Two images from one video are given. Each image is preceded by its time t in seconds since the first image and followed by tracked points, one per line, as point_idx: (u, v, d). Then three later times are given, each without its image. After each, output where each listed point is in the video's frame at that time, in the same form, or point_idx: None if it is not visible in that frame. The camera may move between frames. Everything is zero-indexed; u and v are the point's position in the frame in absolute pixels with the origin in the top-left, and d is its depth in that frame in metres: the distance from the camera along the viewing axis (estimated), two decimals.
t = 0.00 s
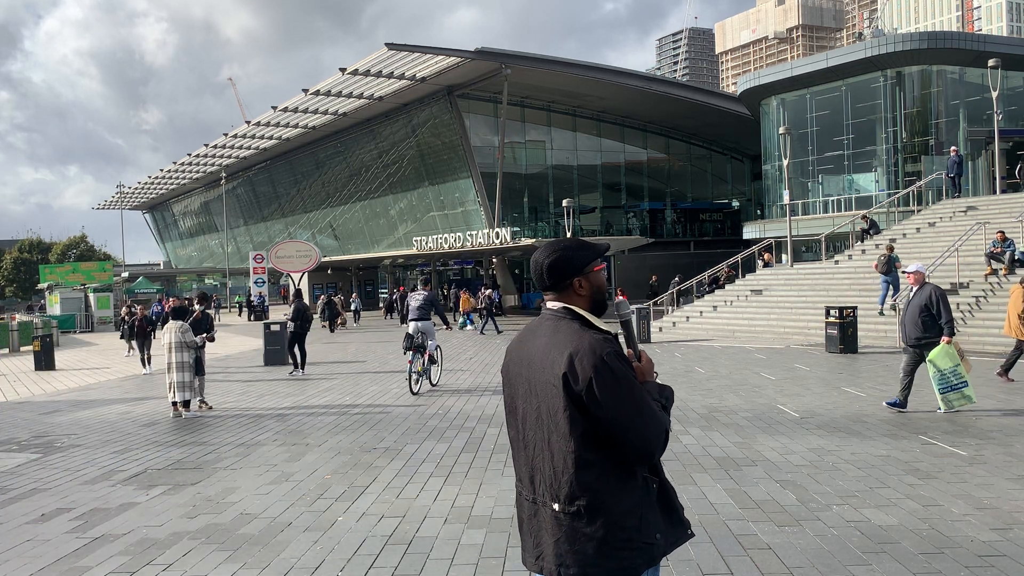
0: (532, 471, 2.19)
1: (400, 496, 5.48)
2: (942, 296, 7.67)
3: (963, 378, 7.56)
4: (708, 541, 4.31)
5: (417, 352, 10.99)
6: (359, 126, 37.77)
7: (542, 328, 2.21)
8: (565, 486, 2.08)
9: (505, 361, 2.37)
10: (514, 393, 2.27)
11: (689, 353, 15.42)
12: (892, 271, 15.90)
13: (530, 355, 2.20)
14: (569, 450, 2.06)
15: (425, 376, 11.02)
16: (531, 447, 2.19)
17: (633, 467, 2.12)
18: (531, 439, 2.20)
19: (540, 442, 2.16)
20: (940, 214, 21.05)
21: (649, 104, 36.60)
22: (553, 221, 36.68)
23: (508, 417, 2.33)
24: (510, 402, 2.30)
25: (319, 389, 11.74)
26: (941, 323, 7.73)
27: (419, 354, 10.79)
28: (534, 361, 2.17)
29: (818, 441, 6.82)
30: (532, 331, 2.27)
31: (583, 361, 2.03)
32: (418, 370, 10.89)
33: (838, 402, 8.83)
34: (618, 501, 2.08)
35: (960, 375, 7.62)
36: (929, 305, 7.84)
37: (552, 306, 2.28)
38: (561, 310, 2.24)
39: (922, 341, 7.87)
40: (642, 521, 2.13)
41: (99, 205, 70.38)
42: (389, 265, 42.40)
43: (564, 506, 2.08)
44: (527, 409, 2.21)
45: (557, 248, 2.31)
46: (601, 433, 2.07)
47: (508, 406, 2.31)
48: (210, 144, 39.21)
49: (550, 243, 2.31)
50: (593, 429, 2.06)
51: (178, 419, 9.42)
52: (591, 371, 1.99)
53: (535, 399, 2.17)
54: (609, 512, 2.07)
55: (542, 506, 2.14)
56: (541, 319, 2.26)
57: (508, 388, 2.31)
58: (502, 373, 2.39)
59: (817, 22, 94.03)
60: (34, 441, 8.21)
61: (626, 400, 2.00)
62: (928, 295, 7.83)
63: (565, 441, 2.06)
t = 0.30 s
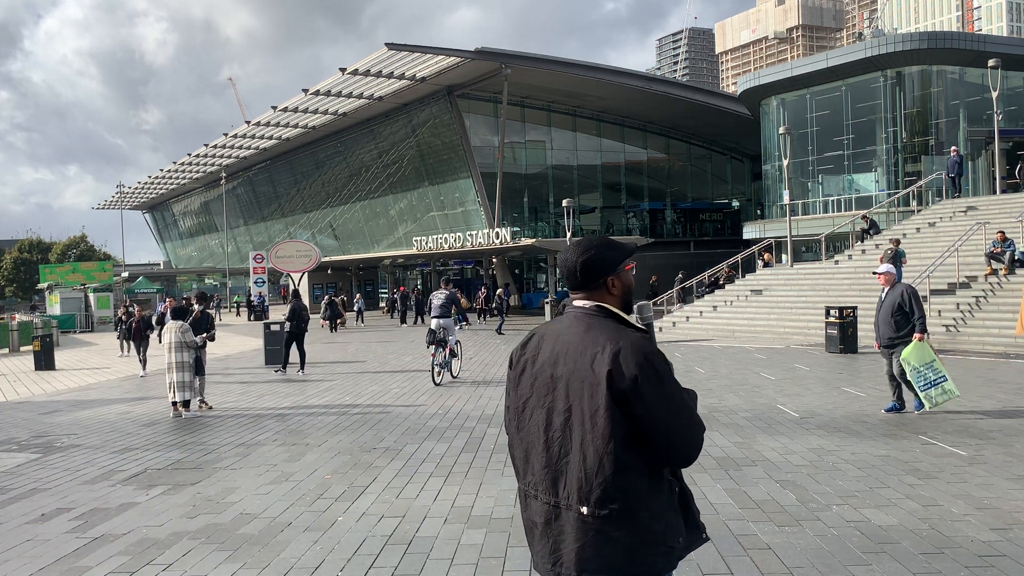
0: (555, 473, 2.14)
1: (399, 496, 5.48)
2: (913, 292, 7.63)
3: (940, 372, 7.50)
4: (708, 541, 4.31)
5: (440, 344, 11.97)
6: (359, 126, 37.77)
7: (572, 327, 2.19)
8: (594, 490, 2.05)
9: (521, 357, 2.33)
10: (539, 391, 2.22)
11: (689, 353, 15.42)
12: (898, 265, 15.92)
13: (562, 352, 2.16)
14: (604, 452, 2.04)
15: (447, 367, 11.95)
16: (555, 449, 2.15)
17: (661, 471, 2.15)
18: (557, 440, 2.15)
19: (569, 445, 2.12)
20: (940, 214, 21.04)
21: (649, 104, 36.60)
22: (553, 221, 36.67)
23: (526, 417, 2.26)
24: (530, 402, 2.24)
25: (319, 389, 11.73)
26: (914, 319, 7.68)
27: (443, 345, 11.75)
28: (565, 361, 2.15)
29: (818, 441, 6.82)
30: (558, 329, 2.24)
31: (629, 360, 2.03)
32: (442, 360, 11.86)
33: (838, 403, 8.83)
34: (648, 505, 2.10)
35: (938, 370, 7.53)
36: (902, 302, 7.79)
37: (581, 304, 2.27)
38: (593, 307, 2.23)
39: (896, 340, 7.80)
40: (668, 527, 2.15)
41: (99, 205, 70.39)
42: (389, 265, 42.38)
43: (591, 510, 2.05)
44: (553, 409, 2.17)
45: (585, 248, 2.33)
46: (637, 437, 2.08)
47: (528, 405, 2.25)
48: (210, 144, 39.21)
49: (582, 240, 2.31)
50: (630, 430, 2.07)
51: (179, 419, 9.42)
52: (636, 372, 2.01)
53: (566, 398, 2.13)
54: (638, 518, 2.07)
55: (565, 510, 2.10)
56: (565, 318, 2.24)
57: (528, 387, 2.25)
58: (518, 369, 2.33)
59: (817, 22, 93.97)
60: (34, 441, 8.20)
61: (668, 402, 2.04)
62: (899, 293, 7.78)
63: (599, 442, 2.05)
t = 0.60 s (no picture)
0: (581, 477, 2.11)
1: (399, 496, 5.48)
2: (890, 298, 7.51)
3: (914, 380, 7.44)
4: (708, 542, 4.31)
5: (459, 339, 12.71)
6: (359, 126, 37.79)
7: (611, 326, 2.17)
8: (631, 494, 2.07)
9: (542, 354, 2.24)
10: (568, 390, 2.17)
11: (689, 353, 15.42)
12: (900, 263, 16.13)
13: (602, 350, 2.14)
14: (646, 455, 2.09)
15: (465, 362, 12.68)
16: (585, 450, 2.12)
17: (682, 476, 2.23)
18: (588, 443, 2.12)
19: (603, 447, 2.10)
20: (940, 214, 21.04)
21: (649, 104, 36.61)
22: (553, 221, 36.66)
23: (548, 417, 2.20)
24: (556, 401, 2.18)
25: (319, 389, 11.73)
26: (888, 325, 7.55)
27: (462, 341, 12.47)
28: (605, 362, 2.12)
29: (818, 441, 6.82)
30: (590, 327, 2.20)
31: (679, 366, 2.12)
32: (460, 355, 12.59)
33: (837, 403, 8.83)
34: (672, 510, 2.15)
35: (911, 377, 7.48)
36: (878, 307, 7.66)
37: (611, 302, 2.28)
38: (627, 306, 2.25)
39: (871, 345, 7.67)
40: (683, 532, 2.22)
41: (99, 205, 70.37)
42: (389, 265, 42.39)
43: (625, 513, 2.07)
44: (586, 409, 2.14)
45: (614, 249, 2.36)
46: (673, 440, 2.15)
47: (553, 405, 2.19)
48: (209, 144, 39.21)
49: (619, 240, 2.34)
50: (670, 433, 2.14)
51: (178, 419, 9.42)
52: (687, 376, 2.10)
53: (605, 398, 2.11)
54: (665, 523, 2.12)
55: (593, 515, 2.07)
56: (597, 316, 2.21)
57: (554, 385, 2.19)
58: (538, 364, 2.24)
59: (817, 22, 93.97)
60: (34, 441, 8.20)
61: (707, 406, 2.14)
62: (876, 298, 7.65)
63: (641, 444, 2.09)
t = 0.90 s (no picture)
0: (590, 486, 2.06)
1: (399, 496, 5.48)
2: (869, 296, 7.54)
3: (888, 381, 7.42)
4: (708, 542, 4.30)
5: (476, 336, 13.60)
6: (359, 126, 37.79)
7: (604, 328, 2.15)
8: (638, 498, 2.07)
9: (535, 363, 2.16)
10: (570, 398, 2.10)
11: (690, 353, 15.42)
12: (903, 258, 16.30)
13: (603, 354, 2.11)
14: (651, 458, 2.09)
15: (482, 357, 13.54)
16: (589, 459, 2.07)
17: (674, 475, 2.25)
18: (592, 451, 2.07)
19: (609, 454, 2.07)
20: (940, 214, 21.03)
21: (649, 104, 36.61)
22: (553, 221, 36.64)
23: (548, 427, 2.13)
24: (557, 409, 2.12)
25: (319, 389, 11.72)
26: (867, 323, 7.55)
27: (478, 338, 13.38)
28: (605, 366, 2.09)
29: (818, 441, 6.82)
30: (584, 330, 2.16)
31: (673, 365, 2.15)
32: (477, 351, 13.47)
33: (837, 403, 8.83)
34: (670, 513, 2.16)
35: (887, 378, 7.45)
36: (856, 305, 7.67)
37: (596, 304, 2.26)
38: (614, 308, 2.24)
39: (848, 342, 7.68)
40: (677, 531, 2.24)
41: (99, 205, 70.39)
42: (389, 265, 42.38)
43: (633, 518, 2.06)
44: (590, 415, 2.09)
45: (590, 250, 2.35)
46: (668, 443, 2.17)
47: (552, 414, 2.13)
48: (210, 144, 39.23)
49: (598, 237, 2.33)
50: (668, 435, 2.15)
51: (178, 419, 9.42)
52: (682, 375, 2.14)
53: (608, 404, 2.08)
54: (665, 525, 2.13)
55: (603, 524, 2.04)
56: (586, 320, 2.18)
57: (549, 393, 2.13)
58: (530, 373, 2.16)
59: (817, 22, 93.90)
60: (34, 441, 8.20)
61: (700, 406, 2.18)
62: (855, 295, 7.67)
63: (645, 446, 2.09)
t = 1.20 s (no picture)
0: (556, 493, 2.05)
1: (399, 496, 5.48)
2: (840, 297, 7.45)
3: (865, 381, 7.46)
4: (708, 542, 4.31)
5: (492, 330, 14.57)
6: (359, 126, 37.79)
7: (558, 333, 2.14)
8: (602, 500, 2.08)
9: (493, 372, 2.13)
10: (530, 405, 2.08)
11: (690, 353, 15.42)
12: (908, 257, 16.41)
13: (562, 359, 2.10)
14: (614, 459, 2.11)
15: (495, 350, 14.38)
16: (553, 466, 2.07)
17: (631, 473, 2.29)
18: (556, 457, 2.07)
19: (573, 459, 2.07)
20: (940, 214, 21.03)
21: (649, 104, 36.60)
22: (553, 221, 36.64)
23: (509, 438, 2.10)
24: (518, 419, 2.09)
25: (319, 389, 11.73)
26: (840, 326, 7.49)
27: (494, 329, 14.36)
28: (565, 370, 2.08)
29: (818, 441, 6.82)
30: (540, 334, 2.15)
31: (628, 366, 2.19)
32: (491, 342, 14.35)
33: (838, 403, 8.83)
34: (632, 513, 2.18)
35: (864, 378, 7.46)
36: (828, 307, 7.60)
37: (548, 307, 2.27)
38: (566, 311, 2.24)
39: (823, 344, 7.64)
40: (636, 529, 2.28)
41: (99, 205, 70.37)
42: (389, 265, 42.37)
43: (598, 522, 2.07)
44: (552, 422, 2.07)
45: (540, 253, 2.35)
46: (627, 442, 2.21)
47: (513, 423, 2.10)
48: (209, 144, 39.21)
49: (545, 240, 2.33)
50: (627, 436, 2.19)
51: (179, 419, 9.42)
52: (638, 374, 2.19)
53: (570, 408, 2.07)
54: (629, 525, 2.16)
55: (571, 531, 2.04)
56: (539, 326, 2.17)
57: (508, 401, 2.10)
58: (488, 383, 2.14)
59: (817, 22, 93.85)
60: (34, 441, 8.20)
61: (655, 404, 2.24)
62: (826, 297, 7.59)
63: (606, 448, 2.11)
